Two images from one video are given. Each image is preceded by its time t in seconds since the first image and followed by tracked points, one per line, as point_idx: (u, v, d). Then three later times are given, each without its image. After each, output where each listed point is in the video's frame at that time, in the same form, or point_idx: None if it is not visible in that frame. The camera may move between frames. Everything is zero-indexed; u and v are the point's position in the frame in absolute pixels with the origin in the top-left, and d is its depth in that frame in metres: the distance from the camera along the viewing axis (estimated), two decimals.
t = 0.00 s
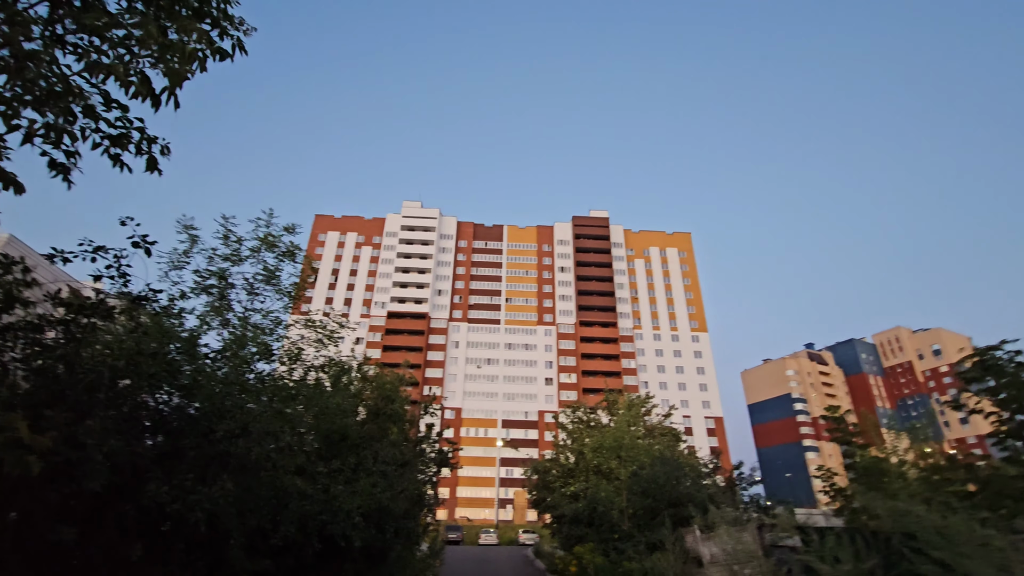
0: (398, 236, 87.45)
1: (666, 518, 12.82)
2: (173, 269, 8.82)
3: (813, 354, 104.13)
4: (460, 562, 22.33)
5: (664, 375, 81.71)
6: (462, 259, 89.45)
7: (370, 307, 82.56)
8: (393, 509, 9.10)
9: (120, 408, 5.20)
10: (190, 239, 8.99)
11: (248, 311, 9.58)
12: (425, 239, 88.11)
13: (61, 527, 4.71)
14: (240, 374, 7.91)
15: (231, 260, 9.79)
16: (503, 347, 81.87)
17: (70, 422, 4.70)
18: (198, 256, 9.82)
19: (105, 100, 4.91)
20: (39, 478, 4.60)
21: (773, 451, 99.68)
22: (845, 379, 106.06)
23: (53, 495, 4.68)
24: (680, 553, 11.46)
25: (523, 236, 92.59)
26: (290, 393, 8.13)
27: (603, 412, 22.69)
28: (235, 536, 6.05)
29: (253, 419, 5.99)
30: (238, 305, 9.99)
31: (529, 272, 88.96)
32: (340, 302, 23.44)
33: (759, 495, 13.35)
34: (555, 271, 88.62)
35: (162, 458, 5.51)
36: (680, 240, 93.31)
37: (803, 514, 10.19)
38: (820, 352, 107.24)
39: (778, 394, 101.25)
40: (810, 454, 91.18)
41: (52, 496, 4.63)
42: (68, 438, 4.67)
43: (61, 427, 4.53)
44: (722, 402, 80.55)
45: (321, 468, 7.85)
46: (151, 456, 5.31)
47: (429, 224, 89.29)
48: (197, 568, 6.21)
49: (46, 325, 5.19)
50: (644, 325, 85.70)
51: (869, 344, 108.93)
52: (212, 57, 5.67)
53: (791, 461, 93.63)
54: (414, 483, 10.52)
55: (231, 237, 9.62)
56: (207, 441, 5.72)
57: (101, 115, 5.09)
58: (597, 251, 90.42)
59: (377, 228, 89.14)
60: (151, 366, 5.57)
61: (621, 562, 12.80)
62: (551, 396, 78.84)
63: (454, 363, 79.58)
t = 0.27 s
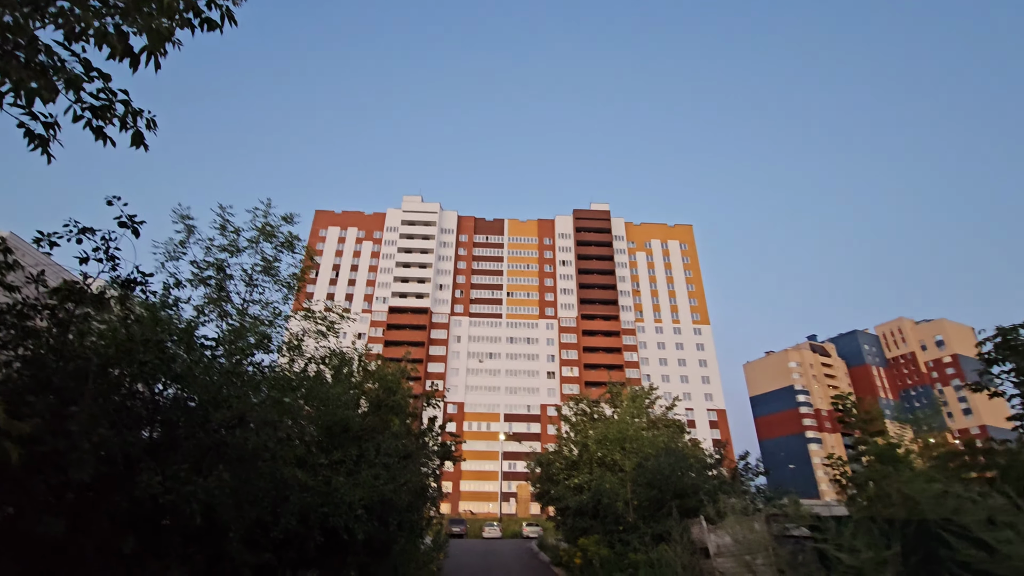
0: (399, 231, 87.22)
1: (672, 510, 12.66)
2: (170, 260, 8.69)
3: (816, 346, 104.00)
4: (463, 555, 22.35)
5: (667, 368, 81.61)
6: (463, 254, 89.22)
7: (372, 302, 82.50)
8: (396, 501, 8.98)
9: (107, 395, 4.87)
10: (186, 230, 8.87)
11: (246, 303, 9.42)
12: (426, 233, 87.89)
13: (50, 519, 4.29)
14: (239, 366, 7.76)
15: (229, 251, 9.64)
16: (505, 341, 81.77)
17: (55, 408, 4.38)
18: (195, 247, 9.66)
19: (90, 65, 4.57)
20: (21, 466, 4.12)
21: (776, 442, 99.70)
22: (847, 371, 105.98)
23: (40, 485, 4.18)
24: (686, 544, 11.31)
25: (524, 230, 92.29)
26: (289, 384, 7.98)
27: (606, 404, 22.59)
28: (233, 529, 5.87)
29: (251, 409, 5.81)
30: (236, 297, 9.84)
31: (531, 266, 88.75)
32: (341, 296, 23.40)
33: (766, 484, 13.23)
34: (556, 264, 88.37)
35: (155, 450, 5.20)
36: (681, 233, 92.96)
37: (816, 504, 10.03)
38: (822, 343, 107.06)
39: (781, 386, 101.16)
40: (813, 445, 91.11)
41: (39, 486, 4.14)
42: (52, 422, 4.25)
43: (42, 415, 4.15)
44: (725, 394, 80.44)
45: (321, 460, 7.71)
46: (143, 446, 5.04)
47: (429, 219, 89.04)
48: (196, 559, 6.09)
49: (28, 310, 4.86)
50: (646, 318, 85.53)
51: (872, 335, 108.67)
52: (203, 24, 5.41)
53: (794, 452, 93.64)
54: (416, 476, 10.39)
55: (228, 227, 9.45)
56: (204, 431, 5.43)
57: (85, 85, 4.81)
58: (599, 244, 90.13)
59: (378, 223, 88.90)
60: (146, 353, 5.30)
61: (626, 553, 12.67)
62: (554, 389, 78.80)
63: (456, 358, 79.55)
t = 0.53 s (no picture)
0: (405, 222, 87.09)
1: (683, 498, 12.52)
2: (172, 248, 8.48)
3: (825, 333, 103.30)
4: (472, 543, 22.40)
5: (675, 356, 81.38)
6: (470, 244, 88.97)
7: (380, 294, 82.67)
8: (404, 491, 8.88)
9: (104, 380, 4.62)
10: (188, 216, 8.64)
11: (251, 291, 9.24)
12: (432, 224, 87.71)
13: (36, 514, 3.96)
14: (243, 355, 7.58)
15: (232, 238, 9.44)
16: (513, 330, 81.74)
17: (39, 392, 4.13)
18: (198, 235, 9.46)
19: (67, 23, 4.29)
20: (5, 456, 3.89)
21: (784, 430, 99.45)
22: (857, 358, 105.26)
23: (30, 476, 3.99)
24: (698, 532, 11.20)
25: (531, 219, 91.83)
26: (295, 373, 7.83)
27: (615, 392, 22.47)
28: (237, 517, 5.70)
29: (252, 397, 5.63)
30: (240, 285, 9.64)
31: (537, 255, 88.42)
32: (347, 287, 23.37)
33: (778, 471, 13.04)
34: (563, 253, 87.93)
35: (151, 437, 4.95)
36: (689, 221, 92.18)
37: (821, 491, 9.90)
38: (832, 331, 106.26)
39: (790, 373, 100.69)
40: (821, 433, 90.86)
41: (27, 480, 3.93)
42: (41, 410, 4.02)
43: (26, 400, 3.91)
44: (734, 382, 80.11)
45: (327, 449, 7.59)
46: (141, 434, 4.75)
47: (435, 210, 88.77)
48: (197, 552, 5.72)
49: (14, 294, 4.58)
50: (654, 307, 85.16)
51: (882, 322, 107.75)
52: None
53: (803, 440, 93.35)
54: (424, 465, 10.29)
55: (231, 215, 9.25)
56: (207, 417, 5.26)
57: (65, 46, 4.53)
58: (606, 232, 89.61)
59: (384, 214, 88.79)
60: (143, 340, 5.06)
61: (637, 541, 12.54)
62: (561, 378, 78.82)
63: (463, 348, 79.72)
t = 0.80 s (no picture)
0: (416, 218, 87.20)
1: (702, 490, 12.29)
2: (182, 243, 8.43)
3: (842, 323, 101.75)
4: (488, 536, 22.43)
5: (688, 348, 80.73)
6: (481, 238, 88.84)
7: (392, 289, 82.99)
8: (419, 484, 8.78)
9: (110, 374, 4.57)
10: (197, 211, 8.58)
11: (262, 285, 9.17)
12: (442, 219, 87.72)
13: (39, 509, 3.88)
14: (256, 349, 7.52)
15: (242, 232, 9.35)
16: (525, 324, 81.62)
17: (38, 387, 4.07)
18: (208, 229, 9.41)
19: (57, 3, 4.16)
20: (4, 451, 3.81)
21: (801, 421, 98.36)
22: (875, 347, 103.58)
23: (32, 472, 3.90)
24: (717, 526, 11.01)
25: (541, 212, 91.39)
26: (307, 366, 7.74)
27: (630, 384, 22.20)
28: (248, 512, 5.67)
29: (261, 391, 5.54)
30: (251, 279, 9.58)
31: (549, 248, 88.04)
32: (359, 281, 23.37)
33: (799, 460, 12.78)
34: (574, 246, 87.45)
35: (157, 431, 4.90)
36: (702, 211, 91.10)
37: (836, 482, 9.75)
38: (849, 320, 104.60)
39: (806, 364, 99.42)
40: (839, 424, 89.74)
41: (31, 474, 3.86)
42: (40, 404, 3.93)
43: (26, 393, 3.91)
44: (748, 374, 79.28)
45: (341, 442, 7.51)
46: (147, 427, 4.69)
47: (446, 204, 88.71)
48: (210, 546, 5.68)
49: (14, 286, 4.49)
50: (667, 299, 84.46)
51: (901, 311, 105.78)
52: None
53: (820, 431, 92.24)
54: (439, 458, 10.19)
55: (239, 208, 9.15)
56: (218, 412, 5.23)
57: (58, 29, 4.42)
58: (617, 224, 88.88)
59: (395, 210, 88.96)
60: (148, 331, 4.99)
61: (655, 534, 12.35)
62: (574, 371, 78.60)
63: (476, 342, 79.84)
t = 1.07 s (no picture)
0: (420, 217, 87.16)
1: (713, 487, 12.06)
2: (181, 239, 8.34)
3: (849, 318, 101.02)
4: (496, 535, 22.35)
5: (695, 345, 80.31)
6: (485, 237, 88.70)
7: (396, 289, 82.98)
8: (424, 482, 8.62)
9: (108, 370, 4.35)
10: (196, 206, 8.48)
11: (264, 281, 9.08)
12: (446, 218, 87.65)
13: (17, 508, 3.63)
14: (257, 345, 7.41)
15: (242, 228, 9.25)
16: (530, 323, 81.42)
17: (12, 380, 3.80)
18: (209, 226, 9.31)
19: None
20: None
21: (809, 417, 97.70)
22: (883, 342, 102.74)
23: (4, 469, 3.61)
24: (730, 523, 10.80)
25: (545, 210, 91.12)
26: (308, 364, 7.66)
27: (637, 380, 22.00)
28: (250, 509, 5.52)
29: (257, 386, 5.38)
30: (252, 275, 9.51)
31: (553, 246, 87.78)
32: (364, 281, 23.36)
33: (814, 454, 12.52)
34: (579, 244, 87.13)
35: (148, 428, 4.70)
36: (706, 207, 90.57)
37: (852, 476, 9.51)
38: (857, 315, 103.80)
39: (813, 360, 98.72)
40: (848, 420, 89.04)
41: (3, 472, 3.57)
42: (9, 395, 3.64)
43: None
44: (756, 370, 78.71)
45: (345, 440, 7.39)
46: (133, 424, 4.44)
47: (450, 204, 88.62)
48: (208, 547, 5.47)
49: None
50: (673, 296, 84.05)
51: (909, 306, 104.87)
52: None
53: (829, 427, 91.58)
54: (444, 455, 10.03)
55: (239, 203, 9.04)
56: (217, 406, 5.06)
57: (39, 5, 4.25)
58: (621, 221, 88.48)
59: (398, 210, 88.92)
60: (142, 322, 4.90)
61: (666, 532, 12.13)
62: (580, 369, 78.31)
63: (481, 341, 79.74)
